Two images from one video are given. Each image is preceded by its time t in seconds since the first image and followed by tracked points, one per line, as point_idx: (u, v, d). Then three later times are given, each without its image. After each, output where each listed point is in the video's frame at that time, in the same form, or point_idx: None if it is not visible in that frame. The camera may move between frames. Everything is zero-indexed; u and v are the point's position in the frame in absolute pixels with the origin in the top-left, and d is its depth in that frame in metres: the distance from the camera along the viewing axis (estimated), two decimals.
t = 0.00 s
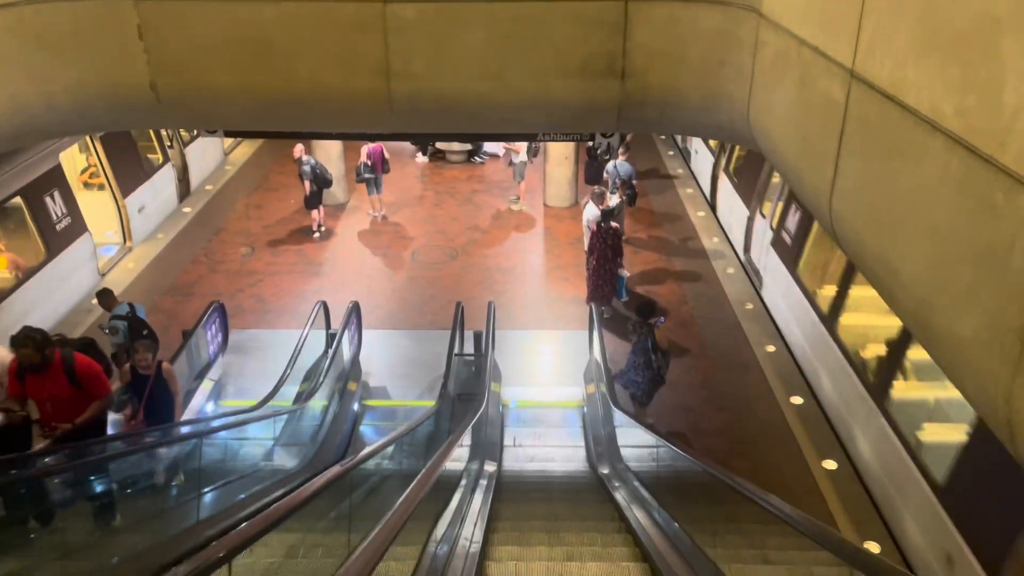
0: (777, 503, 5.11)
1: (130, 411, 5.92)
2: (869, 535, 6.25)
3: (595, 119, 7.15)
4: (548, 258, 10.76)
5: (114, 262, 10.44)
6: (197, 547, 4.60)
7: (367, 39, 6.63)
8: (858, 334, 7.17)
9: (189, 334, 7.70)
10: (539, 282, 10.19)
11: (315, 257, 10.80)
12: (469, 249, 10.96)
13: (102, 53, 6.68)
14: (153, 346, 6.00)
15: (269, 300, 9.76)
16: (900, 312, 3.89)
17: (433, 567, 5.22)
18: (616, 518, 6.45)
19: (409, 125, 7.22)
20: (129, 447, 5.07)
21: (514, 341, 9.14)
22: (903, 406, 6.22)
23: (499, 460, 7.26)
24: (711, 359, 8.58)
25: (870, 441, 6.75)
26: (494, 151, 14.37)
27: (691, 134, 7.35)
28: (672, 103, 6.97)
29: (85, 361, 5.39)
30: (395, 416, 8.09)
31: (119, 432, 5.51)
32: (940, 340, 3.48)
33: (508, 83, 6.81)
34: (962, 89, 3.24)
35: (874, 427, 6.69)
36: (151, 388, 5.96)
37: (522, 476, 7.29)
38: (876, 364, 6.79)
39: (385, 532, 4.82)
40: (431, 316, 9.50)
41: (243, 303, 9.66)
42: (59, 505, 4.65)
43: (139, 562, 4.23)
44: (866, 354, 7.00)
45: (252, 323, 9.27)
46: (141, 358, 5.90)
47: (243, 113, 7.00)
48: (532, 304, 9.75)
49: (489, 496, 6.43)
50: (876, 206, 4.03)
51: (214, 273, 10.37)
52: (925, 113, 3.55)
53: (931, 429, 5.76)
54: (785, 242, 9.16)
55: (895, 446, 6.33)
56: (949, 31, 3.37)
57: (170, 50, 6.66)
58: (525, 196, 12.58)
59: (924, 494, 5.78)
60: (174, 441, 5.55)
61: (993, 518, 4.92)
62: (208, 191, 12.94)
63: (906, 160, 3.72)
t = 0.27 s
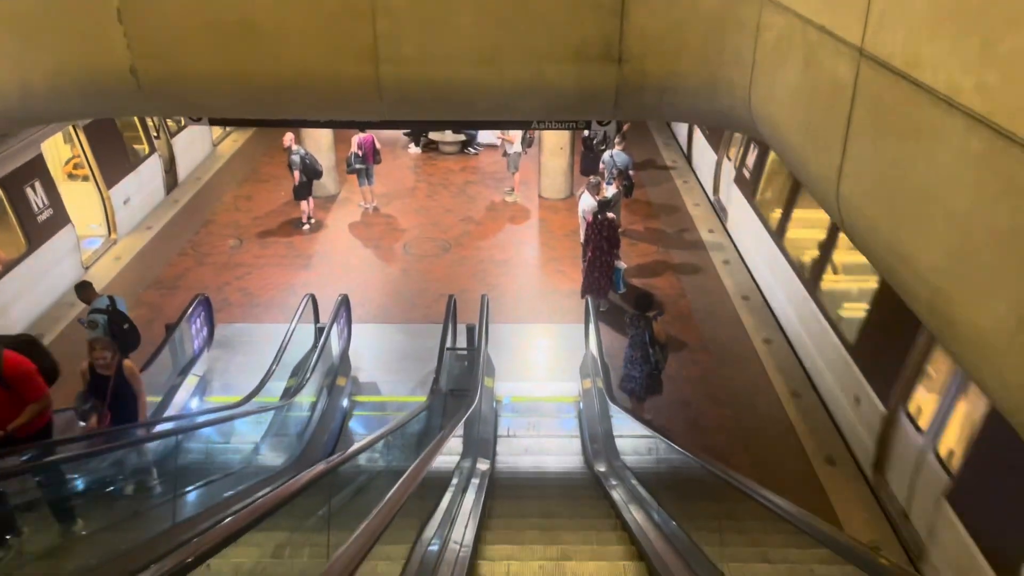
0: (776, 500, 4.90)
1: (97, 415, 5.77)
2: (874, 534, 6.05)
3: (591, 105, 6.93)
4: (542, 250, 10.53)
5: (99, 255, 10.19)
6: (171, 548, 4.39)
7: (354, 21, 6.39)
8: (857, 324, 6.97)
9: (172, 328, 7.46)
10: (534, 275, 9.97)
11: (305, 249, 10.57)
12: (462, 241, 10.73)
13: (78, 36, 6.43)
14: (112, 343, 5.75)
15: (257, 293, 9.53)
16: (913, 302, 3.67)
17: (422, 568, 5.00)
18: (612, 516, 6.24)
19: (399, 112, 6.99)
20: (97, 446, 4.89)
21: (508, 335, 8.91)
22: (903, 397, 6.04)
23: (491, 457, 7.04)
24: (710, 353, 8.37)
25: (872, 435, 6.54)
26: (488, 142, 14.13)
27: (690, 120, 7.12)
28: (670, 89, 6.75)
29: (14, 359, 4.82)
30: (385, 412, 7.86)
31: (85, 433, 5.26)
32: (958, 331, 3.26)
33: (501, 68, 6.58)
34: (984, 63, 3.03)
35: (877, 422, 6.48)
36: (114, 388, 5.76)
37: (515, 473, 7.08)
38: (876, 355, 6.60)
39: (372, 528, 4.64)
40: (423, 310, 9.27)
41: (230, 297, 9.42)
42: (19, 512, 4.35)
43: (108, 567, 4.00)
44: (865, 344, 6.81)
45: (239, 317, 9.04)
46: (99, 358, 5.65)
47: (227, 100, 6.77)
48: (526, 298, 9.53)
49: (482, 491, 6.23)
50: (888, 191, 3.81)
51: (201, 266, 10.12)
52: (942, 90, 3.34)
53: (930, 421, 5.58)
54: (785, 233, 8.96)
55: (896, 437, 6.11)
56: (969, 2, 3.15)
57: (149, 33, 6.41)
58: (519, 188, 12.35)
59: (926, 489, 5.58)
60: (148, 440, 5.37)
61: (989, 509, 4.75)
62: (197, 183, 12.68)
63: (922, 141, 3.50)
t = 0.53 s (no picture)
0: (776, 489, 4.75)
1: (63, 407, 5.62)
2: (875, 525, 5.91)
3: (587, 87, 6.75)
4: (536, 237, 10.35)
5: (83, 242, 9.96)
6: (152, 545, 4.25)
7: None
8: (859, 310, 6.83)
9: (156, 317, 7.26)
10: (528, 262, 9.79)
11: (294, 237, 10.36)
12: (454, 228, 10.54)
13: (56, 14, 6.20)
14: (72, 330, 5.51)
15: (245, 281, 9.33)
16: (925, 287, 3.52)
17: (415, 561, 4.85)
18: (608, 507, 6.09)
19: (390, 94, 6.80)
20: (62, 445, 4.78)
21: (501, 323, 8.73)
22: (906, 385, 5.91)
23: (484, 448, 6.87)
24: (707, 342, 8.22)
25: (873, 424, 6.41)
26: (481, 128, 13.91)
27: (688, 103, 6.94)
28: (668, 70, 6.56)
29: None
30: (376, 403, 7.69)
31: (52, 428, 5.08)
32: (973, 319, 3.11)
33: (493, 49, 6.38)
34: (1005, 36, 2.86)
35: (878, 410, 6.34)
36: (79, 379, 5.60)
37: (509, 464, 6.92)
38: (876, 340, 6.48)
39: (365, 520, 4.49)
40: (414, 298, 9.09)
41: (218, 285, 9.22)
42: None
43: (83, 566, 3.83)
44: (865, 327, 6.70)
45: (226, 305, 8.84)
46: (58, 347, 5.44)
47: (212, 82, 6.56)
48: (520, 285, 9.35)
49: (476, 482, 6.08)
50: (900, 171, 3.64)
51: (188, 253, 9.90)
52: (959, 66, 3.17)
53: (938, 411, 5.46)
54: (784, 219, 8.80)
55: (898, 427, 5.99)
56: None
57: (128, 11, 6.18)
58: (513, 174, 12.15)
59: (929, 480, 5.46)
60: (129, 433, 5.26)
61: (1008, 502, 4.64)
62: (184, 169, 12.44)
63: (937, 119, 3.34)
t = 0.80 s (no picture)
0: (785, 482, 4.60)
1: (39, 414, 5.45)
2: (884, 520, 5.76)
3: (588, 75, 6.59)
4: (536, 230, 10.19)
5: (75, 236, 9.80)
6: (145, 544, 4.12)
7: None
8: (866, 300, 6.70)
9: (148, 311, 7.11)
10: (527, 255, 9.63)
11: (290, 230, 10.20)
12: (453, 221, 10.38)
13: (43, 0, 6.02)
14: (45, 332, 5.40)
15: (240, 275, 9.17)
16: (946, 275, 3.37)
17: (415, 560, 4.71)
18: (611, 503, 5.94)
19: (387, 82, 6.65)
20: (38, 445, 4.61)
21: (500, 318, 8.58)
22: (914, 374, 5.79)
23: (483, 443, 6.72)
24: (710, 335, 8.08)
25: (879, 416, 6.27)
26: (480, 120, 13.74)
27: (692, 91, 6.78)
28: (672, 57, 6.40)
29: None
30: (373, 397, 7.53)
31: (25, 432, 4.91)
32: (999, 308, 2.96)
33: (493, 35, 6.22)
34: None
35: (885, 403, 6.18)
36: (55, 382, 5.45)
37: (509, 460, 6.76)
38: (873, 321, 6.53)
39: (365, 516, 4.36)
40: (412, 291, 8.93)
41: (212, 279, 9.06)
42: None
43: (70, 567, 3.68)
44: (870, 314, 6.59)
45: (221, 299, 8.69)
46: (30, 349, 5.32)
47: (205, 70, 6.41)
48: (520, 279, 9.20)
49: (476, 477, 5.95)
50: (918, 155, 3.50)
51: (182, 247, 9.74)
52: (984, 44, 3.02)
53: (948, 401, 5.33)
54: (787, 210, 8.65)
55: (903, 417, 5.85)
56: None
57: None
58: (512, 166, 11.98)
59: (937, 471, 5.33)
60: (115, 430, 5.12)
61: None
62: (179, 162, 12.26)
63: (960, 100, 3.19)
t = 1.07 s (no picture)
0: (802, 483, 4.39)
1: None
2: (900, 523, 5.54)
3: (592, 65, 6.38)
4: (535, 227, 9.97)
5: (63, 234, 9.55)
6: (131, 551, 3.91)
7: None
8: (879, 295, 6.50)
9: (136, 310, 6.87)
10: (527, 253, 9.41)
11: (284, 228, 9.97)
12: (451, 218, 10.15)
13: None
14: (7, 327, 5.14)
15: (232, 274, 8.93)
16: (979, 267, 3.15)
17: (414, 569, 4.49)
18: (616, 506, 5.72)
19: (384, 72, 6.42)
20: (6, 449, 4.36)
21: (500, 317, 8.34)
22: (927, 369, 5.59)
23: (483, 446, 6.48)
24: (716, 334, 7.86)
25: (893, 414, 6.06)
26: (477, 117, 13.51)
27: (698, 81, 6.56)
28: (678, 46, 6.18)
29: None
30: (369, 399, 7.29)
31: None
32: None
33: (493, 24, 6.01)
34: None
35: (898, 402, 5.96)
36: (14, 380, 5.16)
37: (510, 463, 6.53)
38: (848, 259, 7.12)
39: (366, 520, 4.15)
40: (410, 290, 8.71)
41: (204, 278, 8.82)
42: None
43: None
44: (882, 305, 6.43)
45: (212, 299, 8.45)
46: None
47: (195, 60, 6.18)
48: (520, 277, 8.97)
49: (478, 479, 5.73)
50: (948, 139, 3.28)
51: (173, 246, 9.50)
52: None
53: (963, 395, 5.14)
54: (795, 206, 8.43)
55: (918, 414, 5.65)
56: None
57: None
58: (511, 163, 11.76)
59: (954, 471, 5.13)
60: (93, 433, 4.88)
61: None
62: (170, 159, 12.01)
63: (995, 79, 2.98)
